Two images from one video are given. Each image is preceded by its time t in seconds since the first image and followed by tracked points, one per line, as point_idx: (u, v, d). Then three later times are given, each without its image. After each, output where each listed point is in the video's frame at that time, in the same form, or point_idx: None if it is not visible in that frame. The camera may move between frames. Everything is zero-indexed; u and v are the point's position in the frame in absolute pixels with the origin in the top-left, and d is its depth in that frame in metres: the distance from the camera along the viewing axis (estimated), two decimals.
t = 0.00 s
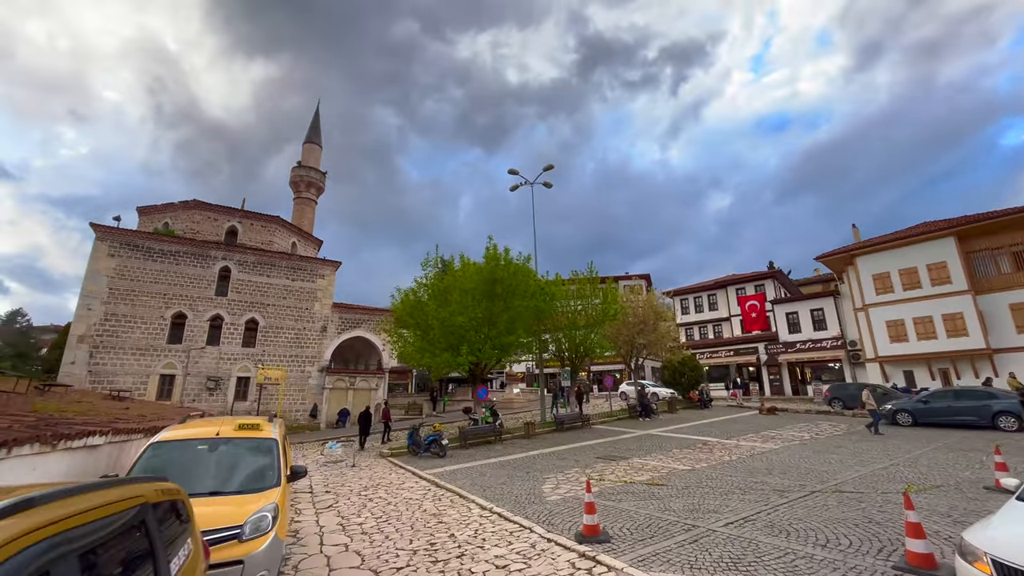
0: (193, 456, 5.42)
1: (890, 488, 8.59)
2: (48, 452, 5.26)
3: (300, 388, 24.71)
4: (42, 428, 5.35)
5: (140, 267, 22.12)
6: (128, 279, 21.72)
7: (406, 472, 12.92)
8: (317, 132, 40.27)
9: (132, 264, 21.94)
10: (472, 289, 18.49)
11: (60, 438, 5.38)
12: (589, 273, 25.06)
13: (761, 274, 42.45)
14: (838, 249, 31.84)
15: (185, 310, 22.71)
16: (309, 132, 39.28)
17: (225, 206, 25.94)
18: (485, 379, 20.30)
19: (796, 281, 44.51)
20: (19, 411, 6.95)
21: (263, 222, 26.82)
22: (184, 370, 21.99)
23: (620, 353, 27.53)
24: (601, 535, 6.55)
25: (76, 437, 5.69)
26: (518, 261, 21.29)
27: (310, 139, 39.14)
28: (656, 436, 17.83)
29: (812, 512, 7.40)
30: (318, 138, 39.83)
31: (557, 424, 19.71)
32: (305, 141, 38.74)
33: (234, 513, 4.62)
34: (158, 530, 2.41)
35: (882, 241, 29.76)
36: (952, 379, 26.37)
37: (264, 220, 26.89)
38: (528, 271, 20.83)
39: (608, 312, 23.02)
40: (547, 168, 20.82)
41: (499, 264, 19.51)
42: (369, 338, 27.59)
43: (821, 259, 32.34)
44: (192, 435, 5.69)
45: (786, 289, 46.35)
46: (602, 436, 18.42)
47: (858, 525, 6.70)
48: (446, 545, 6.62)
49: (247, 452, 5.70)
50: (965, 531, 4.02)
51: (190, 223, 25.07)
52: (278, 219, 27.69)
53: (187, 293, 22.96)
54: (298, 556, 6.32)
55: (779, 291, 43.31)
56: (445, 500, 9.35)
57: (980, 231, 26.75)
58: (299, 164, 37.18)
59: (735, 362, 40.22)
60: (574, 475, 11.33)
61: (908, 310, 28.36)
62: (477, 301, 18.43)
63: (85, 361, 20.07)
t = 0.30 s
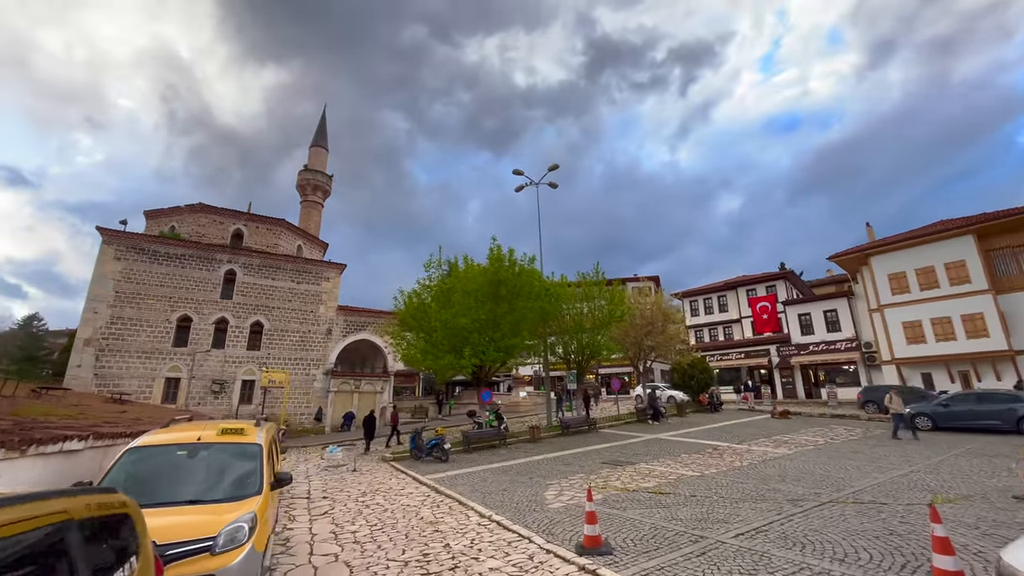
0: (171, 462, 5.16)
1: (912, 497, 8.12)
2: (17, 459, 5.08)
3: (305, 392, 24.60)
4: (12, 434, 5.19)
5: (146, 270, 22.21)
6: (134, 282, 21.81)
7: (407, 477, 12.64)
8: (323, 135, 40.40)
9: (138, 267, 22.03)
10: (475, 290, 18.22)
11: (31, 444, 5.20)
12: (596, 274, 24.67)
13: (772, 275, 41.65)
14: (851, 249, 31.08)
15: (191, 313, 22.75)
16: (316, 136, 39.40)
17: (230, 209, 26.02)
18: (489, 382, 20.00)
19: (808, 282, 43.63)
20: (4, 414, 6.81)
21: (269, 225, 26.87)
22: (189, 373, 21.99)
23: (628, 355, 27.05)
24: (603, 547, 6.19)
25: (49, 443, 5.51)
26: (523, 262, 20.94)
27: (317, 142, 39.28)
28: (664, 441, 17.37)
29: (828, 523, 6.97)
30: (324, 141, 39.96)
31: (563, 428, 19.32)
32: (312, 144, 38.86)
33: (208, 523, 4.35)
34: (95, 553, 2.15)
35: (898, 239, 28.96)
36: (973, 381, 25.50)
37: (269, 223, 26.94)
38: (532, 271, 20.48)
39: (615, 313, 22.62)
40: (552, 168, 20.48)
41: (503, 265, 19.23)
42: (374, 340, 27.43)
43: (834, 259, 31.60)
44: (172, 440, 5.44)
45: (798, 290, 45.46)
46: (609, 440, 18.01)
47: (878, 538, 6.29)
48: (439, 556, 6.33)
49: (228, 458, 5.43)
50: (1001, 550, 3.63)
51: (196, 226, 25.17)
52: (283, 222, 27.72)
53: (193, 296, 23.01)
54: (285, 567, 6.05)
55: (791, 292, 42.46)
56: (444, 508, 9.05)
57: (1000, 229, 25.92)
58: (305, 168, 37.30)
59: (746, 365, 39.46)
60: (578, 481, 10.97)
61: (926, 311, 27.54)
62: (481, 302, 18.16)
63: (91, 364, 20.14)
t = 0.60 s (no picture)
0: (146, 464, 4.90)
1: (936, 502, 7.65)
2: None
3: (309, 392, 24.45)
4: None
5: (151, 270, 22.22)
6: (139, 282, 21.83)
7: (407, 478, 12.39)
8: (328, 136, 40.42)
9: (142, 268, 22.05)
10: (478, 288, 17.91)
11: None
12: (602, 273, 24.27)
13: (783, 273, 40.86)
14: (864, 245, 30.32)
15: (195, 314, 22.74)
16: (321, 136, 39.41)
17: (234, 209, 26.01)
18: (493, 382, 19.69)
19: (820, 280, 42.76)
20: None
21: (273, 225, 26.83)
22: (194, 373, 21.95)
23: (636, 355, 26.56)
24: (605, 554, 5.84)
25: (14, 442, 5.32)
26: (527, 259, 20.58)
27: (322, 143, 39.29)
28: (672, 442, 16.92)
29: (846, 529, 6.55)
30: (329, 142, 39.97)
31: (568, 428, 18.95)
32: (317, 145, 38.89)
33: (178, 527, 4.09)
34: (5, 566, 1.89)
35: (913, 235, 28.18)
36: (993, 381, 24.67)
37: (274, 223, 26.90)
38: (536, 269, 20.11)
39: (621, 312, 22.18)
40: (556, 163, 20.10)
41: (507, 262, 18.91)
42: (378, 341, 27.24)
43: (847, 256, 30.85)
44: (148, 440, 5.19)
45: (810, 289, 44.60)
46: (615, 441, 17.60)
47: (899, 545, 5.86)
48: (431, 563, 6.02)
49: (207, 458, 5.17)
50: None
51: (201, 227, 25.19)
52: (287, 222, 27.68)
53: (197, 296, 22.99)
54: (270, 572, 5.76)
55: (803, 290, 41.62)
56: (442, 511, 8.73)
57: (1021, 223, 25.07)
58: (310, 168, 37.33)
59: (756, 365, 38.76)
60: (582, 483, 10.61)
61: (943, 308, 26.74)
62: (484, 300, 17.86)
63: (96, 365, 20.15)
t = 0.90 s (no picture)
0: (117, 466, 4.63)
1: (965, 509, 7.14)
2: None
3: (314, 392, 24.28)
4: None
5: (155, 270, 22.24)
6: (144, 282, 21.86)
7: (408, 480, 12.12)
8: (334, 136, 40.41)
9: (147, 268, 22.08)
10: (481, 286, 17.61)
11: None
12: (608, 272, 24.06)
13: (795, 271, 40.04)
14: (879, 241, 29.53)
15: (199, 313, 22.71)
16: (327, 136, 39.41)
17: (239, 209, 25.99)
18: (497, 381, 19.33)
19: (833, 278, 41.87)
20: None
21: (277, 225, 26.77)
22: (198, 373, 21.90)
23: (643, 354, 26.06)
24: (607, 564, 5.47)
25: None
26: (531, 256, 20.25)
27: (327, 143, 39.28)
28: (681, 443, 16.43)
29: (868, 538, 6.11)
30: (335, 142, 39.95)
31: (574, 429, 18.56)
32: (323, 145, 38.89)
33: (145, 533, 3.81)
34: None
35: (929, 230, 27.40)
36: (1015, 380, 23.79)
37: (278, 223, 26.85)
38: (540, 266, 19.79)
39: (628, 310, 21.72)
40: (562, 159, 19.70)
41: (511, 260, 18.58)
42: (383, 341, 27.04)
43: (861, 252, 30.09)
44: (121, 440, 4.93)
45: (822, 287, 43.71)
46: (622, 442, 17.17)
47: (928, 556, 5.42)
48: (422, 571, 5.71)
49: (184, 459, 4.90)
50: None
51: (205, 227, 25.19)
52: (292, 222, 27.62)
53: (201, 296, 22.97)
54: None
55: (815, 288, 40.77)
56: (440, 515, 8.40)
57: None
58: (316, 168, 37.32)
59: (768, 364, 38.02)
60: (586, 486, 10.22)
61: (962, 305, 25.92)
62: (487, 298, 17.55)
63: (100, 365, 20.17)
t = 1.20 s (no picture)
0: (80, 467, 4.35)
1: (994, 515, 6.67)
2: None
3: (317, 392, 24.14)
4: None
5: (158, 269, 22.22)
6: (147, 281, 21.85)
7: (407, 481, 11.87)
8: (338, 135, 40.34)
9: (150, 267, 22.08)
10: (483, 283, 17.31)
11: None
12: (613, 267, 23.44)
13: (805, 268, 39.27)
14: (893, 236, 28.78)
15: (202, 312, 22.65)
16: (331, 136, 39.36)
17: (242, 208, 25.93)
18: (500, 380, 18.99)
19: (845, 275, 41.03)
20: None
21: (280, 224, 26.69)
22: (201, 373, 21.83)
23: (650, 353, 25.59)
24: (608, 572, 5.12)
25: None
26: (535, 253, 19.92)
27: (332, 143, 39.24)
28: (688, 443, 16.00)
29: (889, 545, 5.70)
30: (339, 141, 39.89)
31: (579, 429, 18.21)
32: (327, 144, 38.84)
33: (103, 539, 3.53)
34: None
35: (945, 224, 26.64)
36: None
37: (281, 222, 26.75)
38: (544, 263, 19.45)
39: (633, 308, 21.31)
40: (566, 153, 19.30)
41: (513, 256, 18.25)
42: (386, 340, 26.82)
43: (874, 248, 29.36)
44: (88, 440, 4.64)
45: (833, 284, 42.88)
46: (628, 442, 16.77)
47: (955, 565, 5.00)
48: None
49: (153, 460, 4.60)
50: None
51: (208, 226, 25.16)
52: (295, 220, 27.51)
53: (204, 295, 22.91)
54: None
55: (826, 285, 39.96)
56: (436, 518, 8.10)
57: None
58: (320, 168, 37.27)
59: (777, 363, 37.35)
60: (589, 488, 9.88)
61: (980, 302, 25.15)
62: (489, 295, 17.27)
63: (103, 364, 20.17)
